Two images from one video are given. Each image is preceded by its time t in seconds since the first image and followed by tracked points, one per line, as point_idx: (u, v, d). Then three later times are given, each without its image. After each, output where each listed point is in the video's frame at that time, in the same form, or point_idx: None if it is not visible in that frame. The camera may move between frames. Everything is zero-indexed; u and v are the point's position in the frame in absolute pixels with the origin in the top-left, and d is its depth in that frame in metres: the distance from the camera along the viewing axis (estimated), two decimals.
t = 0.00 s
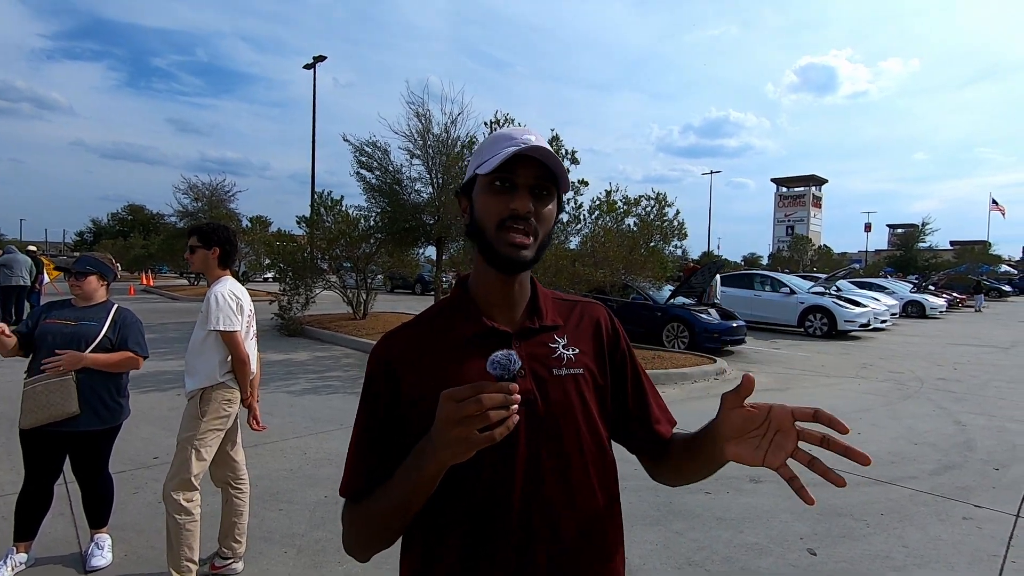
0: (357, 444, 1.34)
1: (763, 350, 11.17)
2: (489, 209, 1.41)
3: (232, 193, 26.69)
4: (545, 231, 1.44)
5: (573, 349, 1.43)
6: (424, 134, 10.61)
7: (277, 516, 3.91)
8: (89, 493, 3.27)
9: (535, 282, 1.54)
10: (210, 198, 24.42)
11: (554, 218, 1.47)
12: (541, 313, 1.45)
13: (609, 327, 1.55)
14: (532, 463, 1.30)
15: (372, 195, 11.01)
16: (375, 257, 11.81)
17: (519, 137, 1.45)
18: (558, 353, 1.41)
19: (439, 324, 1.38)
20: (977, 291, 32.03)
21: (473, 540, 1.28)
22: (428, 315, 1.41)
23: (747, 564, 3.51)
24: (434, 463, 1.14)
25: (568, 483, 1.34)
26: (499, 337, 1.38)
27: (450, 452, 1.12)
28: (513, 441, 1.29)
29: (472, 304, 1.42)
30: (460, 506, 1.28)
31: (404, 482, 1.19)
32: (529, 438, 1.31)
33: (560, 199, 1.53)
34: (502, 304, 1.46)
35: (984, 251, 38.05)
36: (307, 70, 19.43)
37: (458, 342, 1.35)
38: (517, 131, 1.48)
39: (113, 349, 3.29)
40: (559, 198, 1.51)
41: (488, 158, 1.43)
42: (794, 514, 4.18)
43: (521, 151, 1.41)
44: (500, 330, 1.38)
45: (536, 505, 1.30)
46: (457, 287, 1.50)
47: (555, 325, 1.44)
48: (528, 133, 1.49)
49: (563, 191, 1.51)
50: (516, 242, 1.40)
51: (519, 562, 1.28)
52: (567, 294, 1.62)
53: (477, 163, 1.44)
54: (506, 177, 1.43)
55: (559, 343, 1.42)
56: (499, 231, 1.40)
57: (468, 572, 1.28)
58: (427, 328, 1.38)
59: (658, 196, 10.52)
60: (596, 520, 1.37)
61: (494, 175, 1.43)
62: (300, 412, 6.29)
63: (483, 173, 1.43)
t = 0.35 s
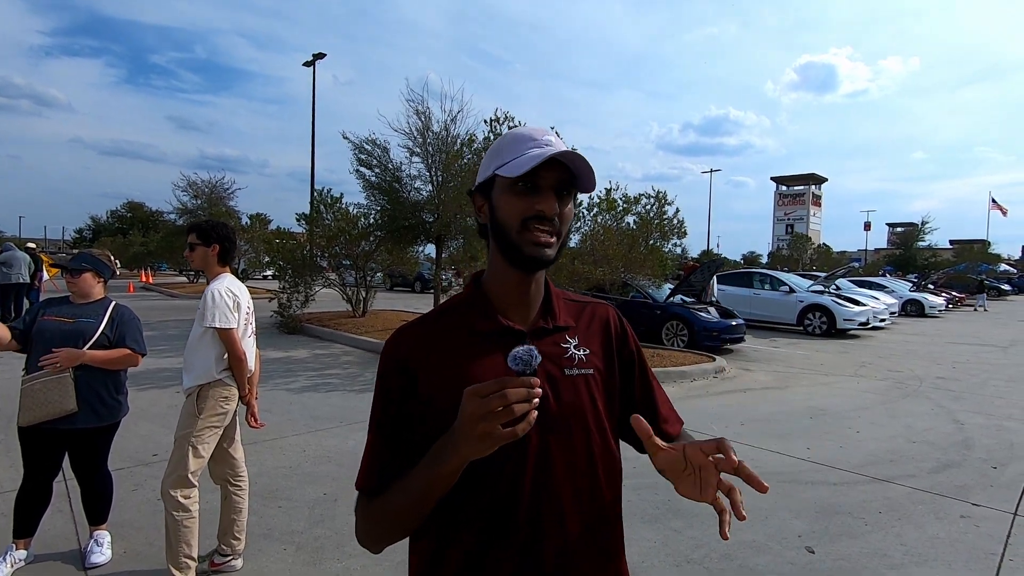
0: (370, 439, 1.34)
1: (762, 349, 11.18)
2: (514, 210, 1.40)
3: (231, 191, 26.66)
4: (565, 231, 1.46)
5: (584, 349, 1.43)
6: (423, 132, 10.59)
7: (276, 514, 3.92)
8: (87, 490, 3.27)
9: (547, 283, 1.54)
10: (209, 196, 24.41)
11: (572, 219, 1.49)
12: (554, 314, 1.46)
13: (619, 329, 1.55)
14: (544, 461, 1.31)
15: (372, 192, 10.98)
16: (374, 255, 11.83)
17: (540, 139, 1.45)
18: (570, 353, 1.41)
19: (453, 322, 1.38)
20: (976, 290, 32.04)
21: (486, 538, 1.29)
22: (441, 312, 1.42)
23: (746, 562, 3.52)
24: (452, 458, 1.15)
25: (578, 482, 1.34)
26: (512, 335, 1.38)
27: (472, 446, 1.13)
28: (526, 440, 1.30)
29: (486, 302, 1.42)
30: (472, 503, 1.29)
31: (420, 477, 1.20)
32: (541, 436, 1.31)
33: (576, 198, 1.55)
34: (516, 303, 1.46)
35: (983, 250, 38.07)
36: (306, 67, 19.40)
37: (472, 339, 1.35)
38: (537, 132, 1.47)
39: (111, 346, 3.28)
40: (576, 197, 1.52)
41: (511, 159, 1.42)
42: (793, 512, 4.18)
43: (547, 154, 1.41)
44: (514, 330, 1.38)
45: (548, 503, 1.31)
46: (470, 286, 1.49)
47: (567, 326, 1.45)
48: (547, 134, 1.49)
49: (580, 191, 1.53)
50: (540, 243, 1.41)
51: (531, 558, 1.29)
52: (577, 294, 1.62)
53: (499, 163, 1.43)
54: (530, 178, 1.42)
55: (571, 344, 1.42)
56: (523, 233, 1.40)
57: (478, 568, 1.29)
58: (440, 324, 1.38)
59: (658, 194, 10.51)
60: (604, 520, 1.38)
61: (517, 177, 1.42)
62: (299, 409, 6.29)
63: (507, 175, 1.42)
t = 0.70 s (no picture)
0: (385, 434, 1.36)
1: (763, 347, 11.17)
2: (525, 208, 1.40)
3: (232, 190, 26.65)
4: (576, 230, 1.46)
5: (594, 348, 1.43)
6: (424, 130, 10.59)
7: (278, 512, 3.93)
8: (90, 490, 3.28)
9: (559, 282, 1.54)
10: (210, 194, 24.43)
11: (583, 219, 1.49)
12: (564, 312, 1.45)
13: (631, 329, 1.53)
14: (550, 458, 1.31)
15: (372, 191, 10.97)
16: (375, 254, 11.87)
17: (552, 138, 1.45)
18: (579, 351, 1.41)
19: (464, 319, 1.39)
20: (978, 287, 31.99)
21: (491, 527, 1.31)
22: (453, 311, 1.43)
23: (747, 559, 3.52)
24: (458, 447, 1.17)
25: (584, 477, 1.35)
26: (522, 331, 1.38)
27: (473, 434, 1.14)
28: (531, 435, 1.30)
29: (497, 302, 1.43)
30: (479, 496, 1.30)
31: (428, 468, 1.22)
32: (547, 431, 1.32)
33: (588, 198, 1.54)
34: (527, 302, 1.46)
35: (985, 247, 38.01)
36: (308, 65, 19.39)
37: (482, 338, 1.36)
38: (549, 131, 1.47)
39: (111, 346, 3.29)
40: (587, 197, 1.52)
41: (524, 157, 1.42)
42: (794, 509, 4.18)
43: (559, 153, 1.41)
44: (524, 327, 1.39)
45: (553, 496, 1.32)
46: (483, 285, 1.50)
47: (577, 323, 1.44)
48: (559, 133, 1.49)
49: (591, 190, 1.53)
50: (551, 241, 1.40)
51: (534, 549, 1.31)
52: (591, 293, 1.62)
53: (511, 162, 1.43)
54: (541, 177, 1.42)
55: (580, 342, 1.42)
56: (534, 231, 1.40)
57: (485, 558, 1.31)
58: (452, 321, 1.39)
59: (659, 192, 10.51)
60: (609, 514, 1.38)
61: (529, 176, 1.42)
62: (301, 408, 6.30)
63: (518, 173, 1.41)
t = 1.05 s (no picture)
0: (397, 431, 1.37)
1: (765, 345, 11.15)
2: (521, 212, 1.40)
3: (234, 189, 26.67)
4: (577, 233, 1.44)
5: (604, 345, 1.42)
6: (425, 129, 10.59)
7: (280, 510, 3.93)
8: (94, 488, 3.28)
9: (570, 279, 1.53)
10: (212, 193, 24.45)
11: (585, 219, 1.47)
12: (574, 310, 1.45)
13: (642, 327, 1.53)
14: (556, 456, 1.32)
15: (374, 189, 10.97)
16: (377, 252, 11.92)
17: (553, 139, 1.44)
18: (589, 349, 1.40)
19: (474, 317, 1.40)
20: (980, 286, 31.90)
21: (497, 523, 1.32)
22: (464, 309, 1.43)
23: (749, 557, 3.52)
24: (462, 445, 1.17)
25: (590, 475, 1.35)
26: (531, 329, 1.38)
27: (475, 432, 1.15)
28: (537, 433, 1.31)
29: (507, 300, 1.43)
30: (487, 492, 1.31)
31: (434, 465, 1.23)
32: (553, 430, 1.32)
33: (593, 199, 1.52)
34: (537, 300, 1.46)
35: (987, 246, 37.93)
36: (309, 64, 19.38)
37: (491, 338, 1.35)
38: (551, 131, 1.46)
39: (114, 346, 3.28)
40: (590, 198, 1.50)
41: (522, 160, 1.42)
42: (796, 508, 4.18)
43: (556, 156, 1.40)
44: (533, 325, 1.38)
45: (557, 494, 1.32)
46: (495, 283, 1.50)
47: (586, 322, 1.44)
48: (563, 133, 1.46)
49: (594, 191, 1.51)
50: (546, 245, 1.40)
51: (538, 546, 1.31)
52: (605, 291, 1.60)
53: (511, 165, 1.43)
54: (539, 179, 1.41)
55: (590, 340, 1.41)
56: (531, 234, 1.40)
57: (492, 554, 1.32)
58: (463, 320, 1.40)
59: (661, 191, 10.50)
60: (615, 513, 1.38)
61: (528, 178, 1.41)
62: (302, 406, 6.30)
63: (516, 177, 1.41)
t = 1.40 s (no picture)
0: (398, 428, 1.37)
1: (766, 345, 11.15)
2: (524, 217, 1.41)
3: (234, 188, 26.68)
4: (579, 239, 1.44)
5: (603, 345, 1.42)
6: (426, 128, 10.59)
7: (281, 509, 3.93)
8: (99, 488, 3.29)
9: (571, 280, 1.53)
10: (212, 192, 24.48)
11: (588, 224, 1.46)
12: (574, 310, 1.44)
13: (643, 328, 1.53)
14: (555, 453, 1.32)
15: (375, 189, 10.97)
16: (378, 252, 11.91)
17: (556, 144, 1.44)
18: (589, 349, 1.40)
19: (475, 316, 1.40)
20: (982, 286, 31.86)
21: (497, 522, 1.32)
22: (465, 308, 1.43)
23: (750, 558, 3.52)
24: (463, 436, 1.17)
25: (589, 474, 1.34)
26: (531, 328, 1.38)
27: (476, 422, 1.14)
28: (536, 430, 1.31)
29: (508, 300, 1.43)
30: (488, 489, 1.31)
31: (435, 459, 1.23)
32: (552, 427, 1.32)
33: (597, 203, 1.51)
34: (538, 300, 1.45)
35: (989, 246, 37.89)
36: (310, 63, 19.37)
37: (493, 337, 1.35)
38: (554, 135, 1.45)
39: (119, 346, 3.26)
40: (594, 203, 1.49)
41: (524, 166, 1.42)
42: (796, 508, 4.18)
43: (557, 162, 1.40)
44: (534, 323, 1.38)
45: (556, 493, 1.32)
46: (496, 284, 1.50)
47: (586, 321, 1.44)
48: (566, 138, 1.46)
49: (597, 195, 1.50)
50: (549, 249, 1.39)
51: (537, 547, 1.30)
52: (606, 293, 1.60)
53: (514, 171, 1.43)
54: (542, 186, 1.41)
55: (590, 340, 1.41)
56: (533, 239, 1.40)
57: (492, 552, 1.32)
58: (464, 318, 1.40)
59: (662, 190, 10.49)
60: (615, 513, 1.37)
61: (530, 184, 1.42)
62: (302, 406, 6.30)
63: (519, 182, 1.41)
